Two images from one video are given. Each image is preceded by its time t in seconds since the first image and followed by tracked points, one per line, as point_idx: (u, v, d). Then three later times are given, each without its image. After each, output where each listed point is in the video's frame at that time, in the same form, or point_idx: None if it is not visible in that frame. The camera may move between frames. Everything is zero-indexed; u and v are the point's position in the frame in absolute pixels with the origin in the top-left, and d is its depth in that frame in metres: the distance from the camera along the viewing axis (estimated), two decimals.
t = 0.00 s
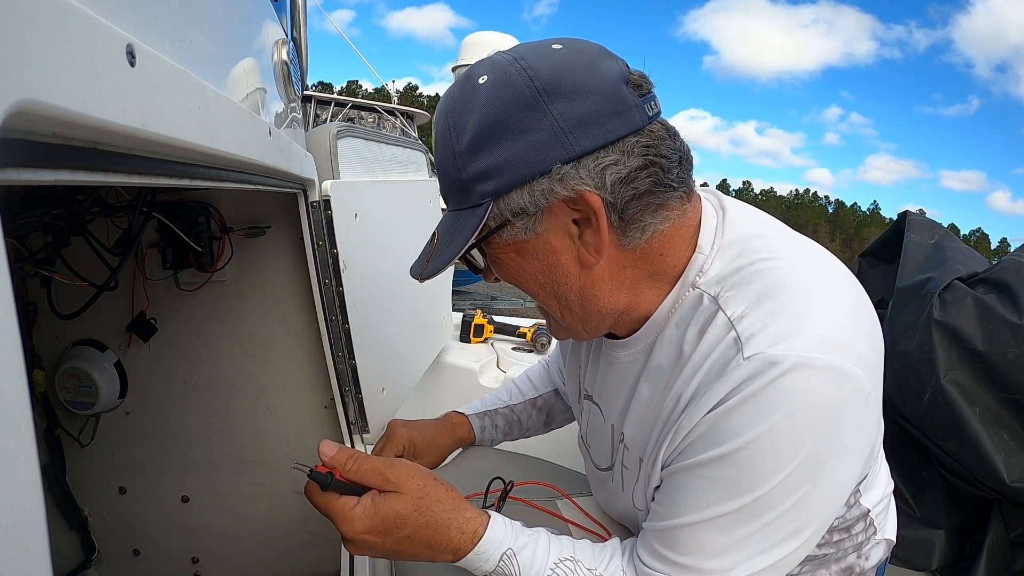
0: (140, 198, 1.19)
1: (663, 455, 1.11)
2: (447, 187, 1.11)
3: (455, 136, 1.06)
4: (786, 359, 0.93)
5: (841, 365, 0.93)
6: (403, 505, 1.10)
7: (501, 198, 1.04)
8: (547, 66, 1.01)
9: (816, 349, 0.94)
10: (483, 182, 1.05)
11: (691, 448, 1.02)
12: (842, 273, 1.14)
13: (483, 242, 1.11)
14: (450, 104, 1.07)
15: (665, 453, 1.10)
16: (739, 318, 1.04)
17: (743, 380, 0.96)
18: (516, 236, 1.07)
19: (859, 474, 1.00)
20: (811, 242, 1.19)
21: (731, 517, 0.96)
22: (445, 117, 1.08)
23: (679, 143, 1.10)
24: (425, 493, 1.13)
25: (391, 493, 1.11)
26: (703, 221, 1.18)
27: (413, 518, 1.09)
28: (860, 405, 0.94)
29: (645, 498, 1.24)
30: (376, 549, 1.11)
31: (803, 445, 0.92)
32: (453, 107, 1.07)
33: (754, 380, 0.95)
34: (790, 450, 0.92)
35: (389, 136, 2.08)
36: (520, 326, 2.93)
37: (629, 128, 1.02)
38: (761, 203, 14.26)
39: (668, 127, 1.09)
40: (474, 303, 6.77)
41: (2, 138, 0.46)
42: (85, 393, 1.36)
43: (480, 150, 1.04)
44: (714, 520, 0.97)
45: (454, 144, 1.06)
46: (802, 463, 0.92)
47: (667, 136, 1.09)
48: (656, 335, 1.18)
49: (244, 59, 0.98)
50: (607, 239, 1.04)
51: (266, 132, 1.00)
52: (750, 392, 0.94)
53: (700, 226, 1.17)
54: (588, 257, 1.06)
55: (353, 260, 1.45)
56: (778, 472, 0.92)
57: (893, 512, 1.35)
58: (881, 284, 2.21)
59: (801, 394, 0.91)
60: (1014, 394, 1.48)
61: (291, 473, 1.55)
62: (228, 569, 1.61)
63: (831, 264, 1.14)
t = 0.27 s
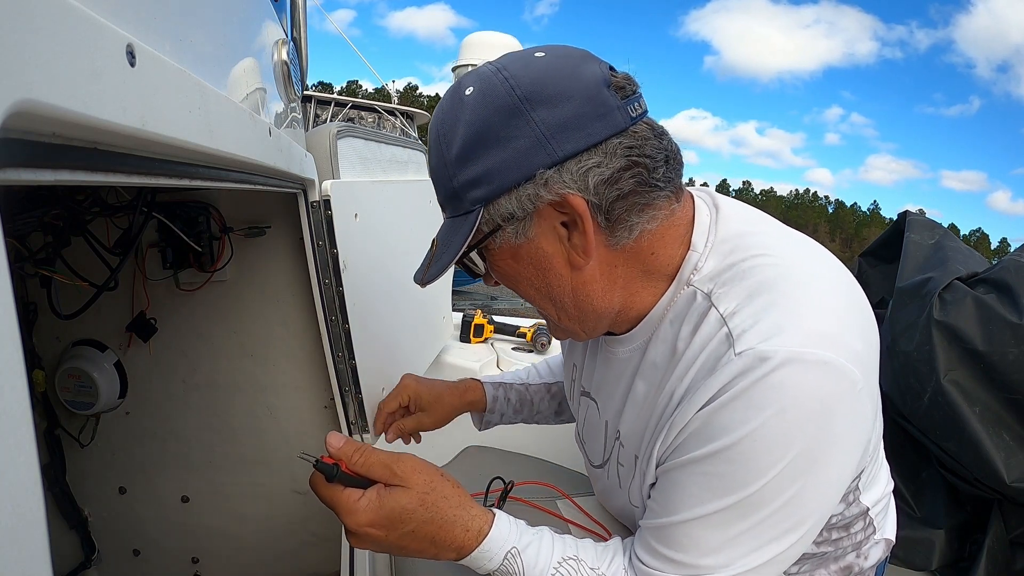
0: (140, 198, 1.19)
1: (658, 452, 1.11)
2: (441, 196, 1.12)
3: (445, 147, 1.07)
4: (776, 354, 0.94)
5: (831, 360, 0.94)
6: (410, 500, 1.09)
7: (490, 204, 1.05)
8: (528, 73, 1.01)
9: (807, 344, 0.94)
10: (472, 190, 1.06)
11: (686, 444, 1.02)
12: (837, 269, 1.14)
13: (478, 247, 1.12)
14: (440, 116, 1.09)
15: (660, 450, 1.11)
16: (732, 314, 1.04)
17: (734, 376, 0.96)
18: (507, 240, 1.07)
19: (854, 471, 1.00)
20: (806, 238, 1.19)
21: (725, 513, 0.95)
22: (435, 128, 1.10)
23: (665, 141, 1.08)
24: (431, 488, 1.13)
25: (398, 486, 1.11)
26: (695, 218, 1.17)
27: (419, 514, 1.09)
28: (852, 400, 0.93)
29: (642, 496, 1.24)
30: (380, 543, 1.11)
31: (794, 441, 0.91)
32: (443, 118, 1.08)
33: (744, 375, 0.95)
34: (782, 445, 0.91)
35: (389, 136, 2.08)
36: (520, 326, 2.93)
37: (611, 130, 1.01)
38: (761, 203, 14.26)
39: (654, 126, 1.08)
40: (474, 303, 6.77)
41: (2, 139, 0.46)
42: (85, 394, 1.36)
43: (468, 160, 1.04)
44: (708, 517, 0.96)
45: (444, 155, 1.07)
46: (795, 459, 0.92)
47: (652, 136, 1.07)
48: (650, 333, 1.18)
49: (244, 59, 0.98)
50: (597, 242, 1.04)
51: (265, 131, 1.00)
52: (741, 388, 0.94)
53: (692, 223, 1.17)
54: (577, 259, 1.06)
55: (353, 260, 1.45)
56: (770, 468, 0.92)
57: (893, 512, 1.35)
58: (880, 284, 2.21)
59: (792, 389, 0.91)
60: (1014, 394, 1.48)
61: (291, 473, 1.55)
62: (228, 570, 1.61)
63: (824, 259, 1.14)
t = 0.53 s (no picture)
0: (140, 198, 1.19)
1: (655, 446, 1.10)
2: (438, 204, 1.13)
3: (438, 157, 1.08)
4: (766, 343, 0.94)
5: (823, 348, 0.93)
6: (402, 496, 1.09)
7: (483, 207, 1.05)
8: (512, 83, 1.03)
9: (797, 333, 0.95)
10: (467, 196, 1.06)
11: (682, 435, 1.02)
12: (830, 267, 1.13)
13: (474, 250, 1.12)
14: (432, 128, 1.10)
15: (656, 443, 1.10)
16: (723, 309, 1.05)
17: (726, 366, 0.97)
18: (500, 242, 1.07)
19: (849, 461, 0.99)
20: (804, 237, 1.18)
21: (721, 503, 0.95)
22: (429, 140, 1.11)
23: (649, 142, 1.08)
24: (424, 483, 1.13)
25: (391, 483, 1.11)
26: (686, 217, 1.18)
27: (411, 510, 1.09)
28: (842, 388, 0.93)
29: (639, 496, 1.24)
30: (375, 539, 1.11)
31: (787, 430, 0.91)
32: (436, 129, 1.10)
33: (736, 365, 0.96)
34: (775, 433, 0.91)
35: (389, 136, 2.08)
36: (520, 326, 2.93)
37: (595, 133, 1.02)
38: (761, 203, 14.26)
39: (638, 128, 1.08)
40: (474, 303, 6.77)
41: (2, 138, 0.46)
42: (85, 393, 1.36)
43: (460, 168, 1.05)
44: (704, 507, 0.96)
45: (438, 165, 1.09)
46: (787, 447, 0.92)
47: (636, 137, 1.07)
48: (645, 329, 1.18)
49: (244, 60, 0.98)
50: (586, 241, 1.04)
51: (265, 131, 1.00)
52: (733, 378, 0.95)
53: (681, 222, 1.17)
54: (568, 258, 1.06)
55: (353, 260, 1.45)
56: (762, 458, 0.92)
57: (893, 512, 1.35)
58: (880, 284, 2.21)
59: (784, 376, 0.92)
60: (1014, 394, 1.48)
61: (291, 473, 1.55)
62: (228, 570, 1.61)
63: (819, 259, 1.13)
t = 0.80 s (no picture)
0: (140, 198, 1.19)
1: (659, 446, 1.10)
2: (443, 191, 1.12)
3: (447, 142, 1.07)
4: (774, 344, 0.94)
5: (829, 350, 0.94)
6: (400, 497, 1.10)
7: (493, 197, 1.04)
8: (530, 71, 1.03)
9: (802, 334, 0.95)
10: (474, 184, 1.05)
11: (686, 436, 1.02)
12: (832, 266, 1.13)
13: (479, 241, 1.11)
14: (441, 111, 1.09)
15: (661, 444, 1.10)
16: (729, 310, 1.05)
17: (733, 368, 0.97)
18: (508, 233, 1.07)
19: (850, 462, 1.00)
20: (805, 238, 1.18)
21: (726, 503, 0.95)
22: (436, 127, 1.10)
23: (663, 139, 1.10)
24: (422, 485, 1.13)
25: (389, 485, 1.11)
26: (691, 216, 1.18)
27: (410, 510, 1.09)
28: (847, 391, 0.93)
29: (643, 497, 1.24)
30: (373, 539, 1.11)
31: (792, 431, 0.92)
32: (446, 115, 1.08)
33: (743, 366, 0.95)
34: (780, 434, 0.92)
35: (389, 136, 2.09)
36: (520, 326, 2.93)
37: (610, 126, 1.03)
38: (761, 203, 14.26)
39: (650, 124, 1.09)
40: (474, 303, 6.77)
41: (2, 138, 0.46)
42: (85, 393, 1.36)
43: (470, 154, 1.04)
44: (709, 507, 0.96)
45: (447, 150, 1.07)
46: (791, 449, 0.92)
47: (649, 133, 1.09)
48: (648, 329, 1.18)
49: (244, 60, 0.98)
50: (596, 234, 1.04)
51: (265, 131, 1.00)
52: (739, 379, 0.95)
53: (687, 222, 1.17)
54: (577, 251, 1.06)
55: (353, 260, 1.45)
56: (767, 459, 0.92)
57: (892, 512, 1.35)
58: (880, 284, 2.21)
59: (791, 378, 0.92)
60: (1014, 394, 1.48)
61: (291, 473, 1.55)
62: (228, 569, 1.61)
63: (820, 258, 1.13)
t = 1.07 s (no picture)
0: (140, 199, 1.19)
1: (668, 452, 1.10)
2: (473, 160, 1.08)
3: (490, 108, 1.03)
4: (792, 355, 0.94)
5: (845, 363, 0.94)
6: (408, 491, 1.10)
7: (533, 177, 1.03)
8: (594, 49, 1.01)
9: (820, 344, 0.95)
10: (514, 159, 1.03)
11: (697, 442, 1.02)
12: (843, 268, 1.13)
13: (506, 222, 1.09)
14: (486, 73, 1.05)
15: (670, 448, 1.10)
16: (746, 315, 1.05)
17: (748, 375, 0.97)
18: (544, 219, 1.05)
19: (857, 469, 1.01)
20: (815, 238, 1.18)
21: (737, 511, 0.95)
22: (474, 93, 1.06)
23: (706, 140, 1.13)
24: (423, 480, 1.14)
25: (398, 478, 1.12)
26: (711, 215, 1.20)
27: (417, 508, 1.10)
28: (862, 403, 0.94)
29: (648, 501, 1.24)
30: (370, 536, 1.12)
31: (809, 438, 0.92)
32: (485, 82, 1.04)
33: (759, 375, 0.95)
34: (794, 444, 0.92)
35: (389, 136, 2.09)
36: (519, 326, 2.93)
37: (666, 120, 1.04)
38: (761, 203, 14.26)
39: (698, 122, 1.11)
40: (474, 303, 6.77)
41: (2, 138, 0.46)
42: (85, 394, 1.36)
43: (516, 126, 1.01)
44: (719, 515, 0.96)
45: (488, 115, 1.03)
46: (804, 459, 0.92)
47: (696, 132, 1.11)
48: (660, 330, 1.18)
49: (244, 60, 0.98)
50: (635, 228, 1.05)
51: (265, 131, 1.00)
52: (757, 387, 0.94)
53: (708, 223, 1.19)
54: (613, 245, 1.07)
55: (353, 261, 1.45)
56: (781, 467, 0.92)
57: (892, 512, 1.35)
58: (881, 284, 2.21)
59: (809, 390, 0.92)
60: (1014, 394, 1.48)
61: (291, 473, 1.55)
62: (229, 569, 1.61)
63: (830, 259, 1.13)
